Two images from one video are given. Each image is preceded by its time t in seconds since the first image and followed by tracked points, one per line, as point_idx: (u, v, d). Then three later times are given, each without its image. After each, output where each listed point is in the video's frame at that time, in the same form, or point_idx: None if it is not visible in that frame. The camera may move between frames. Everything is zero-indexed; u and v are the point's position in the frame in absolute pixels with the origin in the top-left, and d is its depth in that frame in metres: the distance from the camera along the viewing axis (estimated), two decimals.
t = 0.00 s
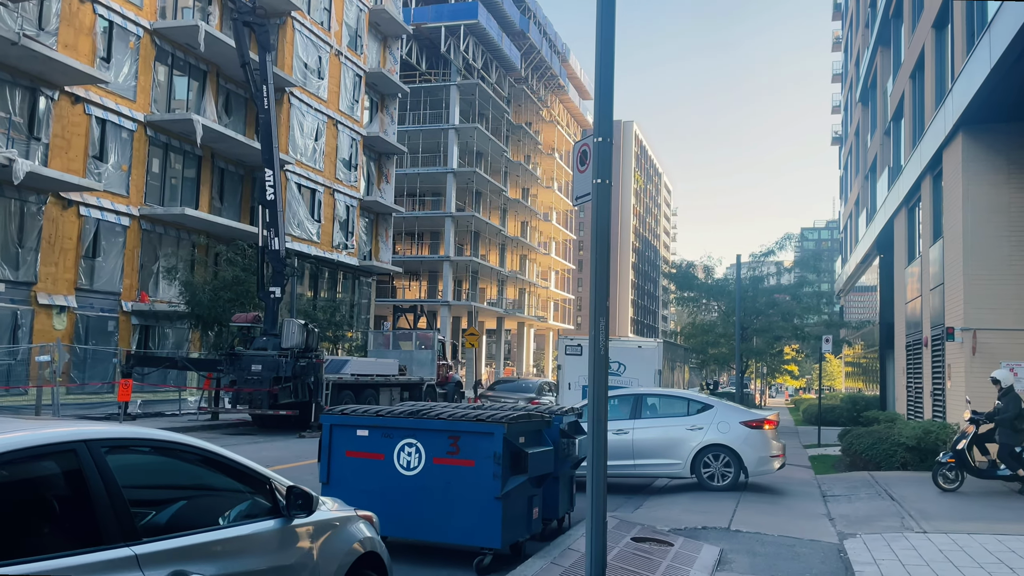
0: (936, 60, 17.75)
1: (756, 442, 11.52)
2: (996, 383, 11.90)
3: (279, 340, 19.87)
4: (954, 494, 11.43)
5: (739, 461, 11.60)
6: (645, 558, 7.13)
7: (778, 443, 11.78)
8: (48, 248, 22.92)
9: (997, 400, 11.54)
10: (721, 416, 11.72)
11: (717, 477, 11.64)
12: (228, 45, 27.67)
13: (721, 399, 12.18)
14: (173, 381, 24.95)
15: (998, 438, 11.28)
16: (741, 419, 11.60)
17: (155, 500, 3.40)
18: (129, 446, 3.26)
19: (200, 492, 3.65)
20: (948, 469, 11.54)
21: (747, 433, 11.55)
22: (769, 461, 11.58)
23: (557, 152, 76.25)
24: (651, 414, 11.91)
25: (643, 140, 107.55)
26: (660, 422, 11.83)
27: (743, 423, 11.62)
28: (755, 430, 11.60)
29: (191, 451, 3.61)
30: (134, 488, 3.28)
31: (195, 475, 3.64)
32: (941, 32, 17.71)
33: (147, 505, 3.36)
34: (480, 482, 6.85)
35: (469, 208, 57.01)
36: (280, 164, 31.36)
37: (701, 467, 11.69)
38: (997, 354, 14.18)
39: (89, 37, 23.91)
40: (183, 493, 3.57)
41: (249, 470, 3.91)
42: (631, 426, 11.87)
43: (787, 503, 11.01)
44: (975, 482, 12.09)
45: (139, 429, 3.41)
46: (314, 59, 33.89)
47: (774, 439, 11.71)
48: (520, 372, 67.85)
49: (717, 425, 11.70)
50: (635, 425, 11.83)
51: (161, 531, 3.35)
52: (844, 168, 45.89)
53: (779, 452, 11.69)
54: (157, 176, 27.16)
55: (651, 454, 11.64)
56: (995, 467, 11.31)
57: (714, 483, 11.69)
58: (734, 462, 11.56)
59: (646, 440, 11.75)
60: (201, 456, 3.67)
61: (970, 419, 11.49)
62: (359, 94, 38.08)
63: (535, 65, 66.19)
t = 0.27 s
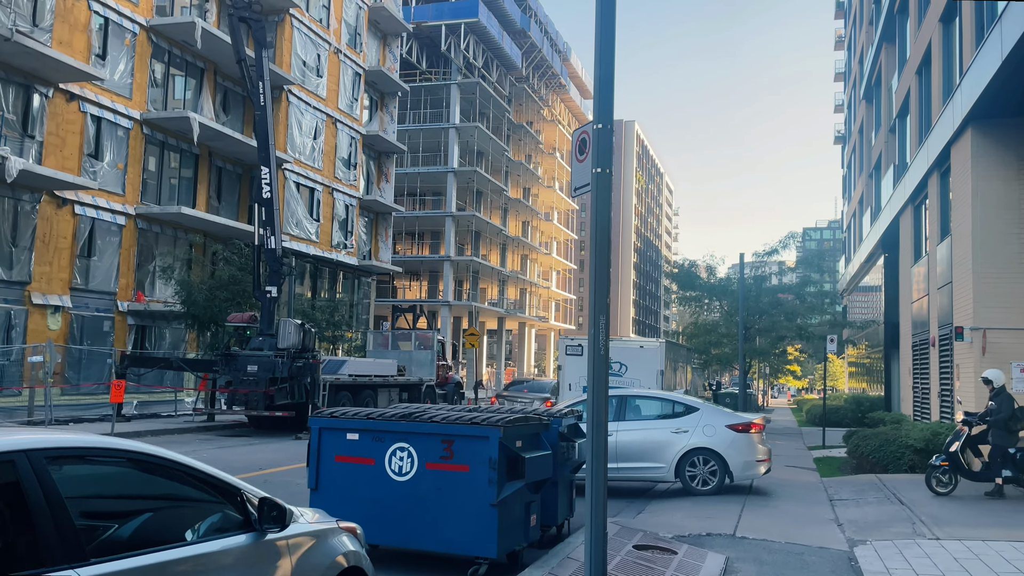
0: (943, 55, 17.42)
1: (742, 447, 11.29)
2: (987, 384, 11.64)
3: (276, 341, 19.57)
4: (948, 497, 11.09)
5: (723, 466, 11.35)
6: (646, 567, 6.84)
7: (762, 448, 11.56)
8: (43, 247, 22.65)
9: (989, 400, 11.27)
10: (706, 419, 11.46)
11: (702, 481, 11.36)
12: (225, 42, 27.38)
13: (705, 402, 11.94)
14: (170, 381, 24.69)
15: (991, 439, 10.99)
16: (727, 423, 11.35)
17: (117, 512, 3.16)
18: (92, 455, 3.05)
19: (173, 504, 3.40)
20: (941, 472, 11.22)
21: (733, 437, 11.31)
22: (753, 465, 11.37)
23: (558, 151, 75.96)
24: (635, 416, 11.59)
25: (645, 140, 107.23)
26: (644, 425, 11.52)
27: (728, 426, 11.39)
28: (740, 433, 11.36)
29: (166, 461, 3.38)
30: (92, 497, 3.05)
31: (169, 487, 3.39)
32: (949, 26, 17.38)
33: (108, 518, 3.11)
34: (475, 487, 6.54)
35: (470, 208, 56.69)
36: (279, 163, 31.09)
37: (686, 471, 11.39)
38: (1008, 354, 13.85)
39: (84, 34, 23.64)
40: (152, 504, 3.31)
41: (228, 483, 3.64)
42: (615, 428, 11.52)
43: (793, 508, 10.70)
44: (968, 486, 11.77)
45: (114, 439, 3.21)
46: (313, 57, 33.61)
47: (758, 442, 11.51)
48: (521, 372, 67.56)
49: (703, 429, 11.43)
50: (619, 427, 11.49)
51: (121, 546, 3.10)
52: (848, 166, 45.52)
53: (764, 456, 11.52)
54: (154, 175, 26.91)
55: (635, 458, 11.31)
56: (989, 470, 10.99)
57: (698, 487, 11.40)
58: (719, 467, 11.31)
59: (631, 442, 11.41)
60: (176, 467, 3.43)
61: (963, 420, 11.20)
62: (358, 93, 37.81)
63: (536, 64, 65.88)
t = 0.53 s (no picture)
0: (950, 48, 17.07)
1: (719, 455, 10.98)
2: (980, 385, 11.27)
3: (271, 340, 19.26)
4: (935, 502, 10.78)
5: (700, 473, 11.00)
6: None
7: (739, 457, 11.27)
8: (36, 246, 22.35)
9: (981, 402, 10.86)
10: (685, 424, 11.13)
11: (678, 488, 10.96)
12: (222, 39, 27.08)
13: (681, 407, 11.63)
14: (166, 382, 24.34)
15: (981, 442, 10.61)
16: (706, 429, 11.04)
17: (68, 525, 2.97)
18: (49, 469, 2.83)
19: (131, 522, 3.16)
20: (929, 476, 10.92)
21: (711, 444, 10.99)
22: (730, 473, 11.06)
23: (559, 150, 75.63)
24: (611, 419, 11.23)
25: (647, 139, 106.92)
26: (620, 428, 11.15)
27: (706, 433, 11.07)
28: (718, 440, 11.05)
29: (133, 482, 3.15)
30: (42, 510, 2.89)
31: (129, 506, 3.15)
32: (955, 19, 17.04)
33: (55, 533, 2.93)
34: (466, 494, 6.20)
35: (471, 207, 56.36)
36: (276, 161, 30.79)
37: (662, 477, 11.00)
38: (1018, 353, 13.51)
39: (78, 31, 23.33)
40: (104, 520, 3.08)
41: (201, 512, 3.37)
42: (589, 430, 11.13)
43: (798, 513, 10.35)
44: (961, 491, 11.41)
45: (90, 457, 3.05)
46: (311, 54, 33.32)
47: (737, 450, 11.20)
48: (523, 373, 67.21)
49: (680, 434, 11.10)
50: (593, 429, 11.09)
51: (61, 567, 2.89)
52: (852, 164, 45.14)
53: (742, 464, 11.20)
54: (150, 174, 26.63)
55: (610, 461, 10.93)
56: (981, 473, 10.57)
57: (674, 494, 11.00)
58: (696, 473, 10.96)
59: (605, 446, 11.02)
60: (144, 489, 3.20)
61: (951, 422, 10.85)
62: (357, 91, 37.52)
63: (537, 63, 65.54)
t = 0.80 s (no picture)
0: (957, 43, 16.77)
1: (695, 461, 10.68)
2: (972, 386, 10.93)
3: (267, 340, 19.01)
4: (923, 506, 10.54)
5: (676, 479, 10.70)
6: None
7: (715, 463, 10.98)
8: (31, 246, 22.12)
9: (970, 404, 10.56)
10: (661, 429, 10.82)
11: (653, 494, 10.66)
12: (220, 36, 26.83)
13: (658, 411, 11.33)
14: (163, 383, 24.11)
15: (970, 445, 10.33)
16: (682, 433, 10.74)
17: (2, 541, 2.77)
18: None
19: (73, 536, 2.95)
20: (917, 479, 10.65)
21: (687, 449, 10.69)
22: (706, 479, 10.77)
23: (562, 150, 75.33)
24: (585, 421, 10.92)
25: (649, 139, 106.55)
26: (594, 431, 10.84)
27: (683, 437, 10.79)
28: (695, 446, 10.75)
29: (72, 497, 2.88)
30: None
31: (65, 526, 2.93)
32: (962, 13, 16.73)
33: None
34: (453, 501, 5.93)
35: (473, 207, 56.09)
36: (275, 160, 30.54)
37: (637, 482, 10.69)
38: None
39: (74, 28, 23.08)
40: (47, 533, 2.90)
41: (147, 528, 3.07)
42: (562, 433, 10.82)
43: (802, 517, 10.05)
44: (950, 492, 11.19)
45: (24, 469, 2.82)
46: (311, 53, 33.07)
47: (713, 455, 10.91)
48: (525, 373, 66.94)
49: (656, 438, 10.80)
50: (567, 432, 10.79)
51: None
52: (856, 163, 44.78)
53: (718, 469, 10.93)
54: (147, 174, 26.40)
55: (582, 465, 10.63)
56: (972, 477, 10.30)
57: (649, 500, 10.70)
58: (672, 479, 10.66)
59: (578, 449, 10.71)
60: (82, 504, 2.91)
61: (939, 424, 10.57)
62: (357, 90, 37.26)
63: (539, 62, 65.25)
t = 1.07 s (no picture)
0: (993, 33, 16.18)
1: (690, 467, 10.27)
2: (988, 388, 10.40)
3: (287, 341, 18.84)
4: (937, 517, 10.12)
5: (671, 486, 10.29)
6: None
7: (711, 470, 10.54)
8: (54, 248, 22.18)
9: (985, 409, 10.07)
10: (656, 434, 10.43)
11: (647, 502, 10.26)
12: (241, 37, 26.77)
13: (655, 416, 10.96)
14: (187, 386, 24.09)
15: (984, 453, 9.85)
16: (676, 439, 10.35)
17: None
18: None
19: (43, 558, 2.66)
20: (929, 489, 10.19)
21: (681, 455, 10.29)
22: (701, 486, 10.34)
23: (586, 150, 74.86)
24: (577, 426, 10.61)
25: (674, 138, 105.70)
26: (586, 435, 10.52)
27: (678, 443, 10.40)
28: (690, 451, 10.35)
29: (38, 520, 2.59)
30: None
31: (35, 550, 2.65)
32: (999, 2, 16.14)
33: None
34: (467, 512, 5.61)
35: (496, 208, 55.79)
36: (298, 161, 30.45)
37: (630, 489, 10.32)
38: None
39: (96, 30, 23.11)
40: (15, 555, 2.63)
41: (117, 554, 2.74)
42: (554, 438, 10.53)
43: (834, 527, 9.62)
44: (970, 500, 10.72)
45: None
46: (333, 53, 32.97)
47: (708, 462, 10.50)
48: (549, 374, 66.55)
49: (650, 444, 10.41)
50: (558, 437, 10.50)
51: None
52: (886, 160, 43.92)
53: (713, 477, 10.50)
54: (170, 176, 26.43)
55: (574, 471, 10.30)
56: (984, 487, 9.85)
57: (642, 508, 10.30)
58: (667, 486, 10.25)
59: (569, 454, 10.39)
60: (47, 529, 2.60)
61: (951, 431, 10.10)
62: (380, 90, 37.13)
63: (563, 62, 64.91)
